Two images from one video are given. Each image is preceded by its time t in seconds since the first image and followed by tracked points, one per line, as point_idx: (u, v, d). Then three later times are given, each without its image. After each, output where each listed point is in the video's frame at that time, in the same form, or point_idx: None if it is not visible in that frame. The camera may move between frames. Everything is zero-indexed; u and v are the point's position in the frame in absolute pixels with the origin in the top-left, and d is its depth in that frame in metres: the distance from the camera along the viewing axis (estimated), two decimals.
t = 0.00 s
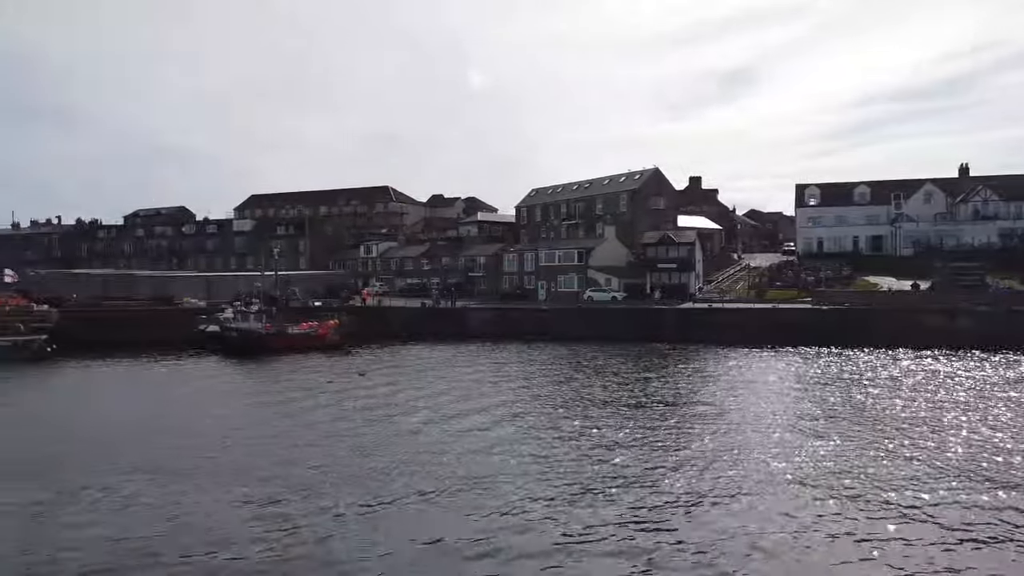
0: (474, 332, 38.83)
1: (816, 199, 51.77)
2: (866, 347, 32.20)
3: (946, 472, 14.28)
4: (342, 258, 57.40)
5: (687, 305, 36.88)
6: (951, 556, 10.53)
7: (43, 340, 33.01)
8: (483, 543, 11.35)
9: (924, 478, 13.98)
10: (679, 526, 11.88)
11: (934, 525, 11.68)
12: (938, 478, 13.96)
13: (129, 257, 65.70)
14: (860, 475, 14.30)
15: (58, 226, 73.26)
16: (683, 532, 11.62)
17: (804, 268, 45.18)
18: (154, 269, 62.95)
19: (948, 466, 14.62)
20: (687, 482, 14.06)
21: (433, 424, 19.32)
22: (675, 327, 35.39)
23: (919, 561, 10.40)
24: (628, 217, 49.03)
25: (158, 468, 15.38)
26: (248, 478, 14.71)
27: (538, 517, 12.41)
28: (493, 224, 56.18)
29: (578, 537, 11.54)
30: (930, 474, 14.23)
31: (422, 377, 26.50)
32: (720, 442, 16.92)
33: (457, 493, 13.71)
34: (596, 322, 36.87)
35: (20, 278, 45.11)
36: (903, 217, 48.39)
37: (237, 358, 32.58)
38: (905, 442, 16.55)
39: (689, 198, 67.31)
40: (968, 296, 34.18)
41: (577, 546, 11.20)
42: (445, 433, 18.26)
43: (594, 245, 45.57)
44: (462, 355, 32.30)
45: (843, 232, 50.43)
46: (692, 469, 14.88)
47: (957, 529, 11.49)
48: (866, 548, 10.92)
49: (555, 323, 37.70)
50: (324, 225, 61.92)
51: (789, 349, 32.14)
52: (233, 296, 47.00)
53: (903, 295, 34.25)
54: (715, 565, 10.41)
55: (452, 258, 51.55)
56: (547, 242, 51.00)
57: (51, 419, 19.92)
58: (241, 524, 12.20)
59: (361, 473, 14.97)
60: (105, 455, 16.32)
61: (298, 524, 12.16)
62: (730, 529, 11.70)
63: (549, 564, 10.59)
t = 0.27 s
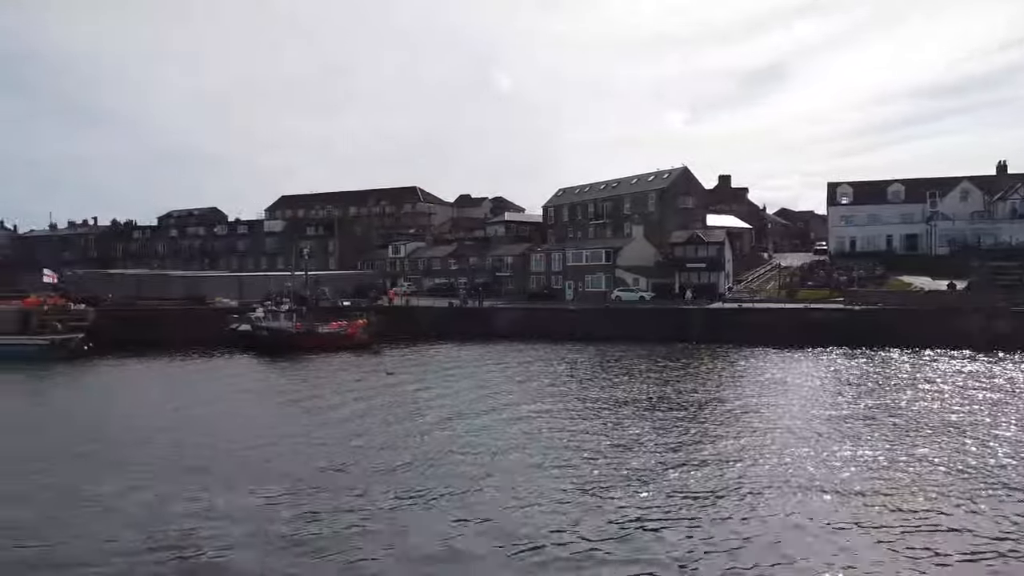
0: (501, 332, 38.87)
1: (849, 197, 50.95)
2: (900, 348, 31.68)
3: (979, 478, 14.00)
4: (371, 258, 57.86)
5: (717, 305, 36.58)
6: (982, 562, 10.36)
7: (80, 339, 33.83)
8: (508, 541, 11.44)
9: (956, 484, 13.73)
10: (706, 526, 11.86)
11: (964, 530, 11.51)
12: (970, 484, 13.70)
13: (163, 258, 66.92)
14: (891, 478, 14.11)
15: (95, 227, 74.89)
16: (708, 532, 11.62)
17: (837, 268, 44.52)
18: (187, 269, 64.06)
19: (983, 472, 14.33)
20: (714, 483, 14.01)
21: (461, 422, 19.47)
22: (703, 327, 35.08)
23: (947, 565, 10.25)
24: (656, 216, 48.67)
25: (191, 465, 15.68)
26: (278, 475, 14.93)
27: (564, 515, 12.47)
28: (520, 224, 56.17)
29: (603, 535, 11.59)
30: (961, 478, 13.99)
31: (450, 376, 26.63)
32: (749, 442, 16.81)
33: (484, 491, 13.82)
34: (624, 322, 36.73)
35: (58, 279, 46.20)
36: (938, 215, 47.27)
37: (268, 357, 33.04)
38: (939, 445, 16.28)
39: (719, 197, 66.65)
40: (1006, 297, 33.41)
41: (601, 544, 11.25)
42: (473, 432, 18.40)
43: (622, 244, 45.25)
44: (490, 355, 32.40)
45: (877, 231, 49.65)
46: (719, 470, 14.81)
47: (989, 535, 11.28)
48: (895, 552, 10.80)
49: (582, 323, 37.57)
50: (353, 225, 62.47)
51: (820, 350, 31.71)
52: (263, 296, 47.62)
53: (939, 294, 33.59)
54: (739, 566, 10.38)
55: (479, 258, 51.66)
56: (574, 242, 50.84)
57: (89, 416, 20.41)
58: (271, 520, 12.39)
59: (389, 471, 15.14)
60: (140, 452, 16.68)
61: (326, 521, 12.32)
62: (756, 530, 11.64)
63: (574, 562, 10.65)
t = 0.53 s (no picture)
0: (529, 329, 38.88)
1: (883, 191, 49.94)
2: (935, 346, 31.14)
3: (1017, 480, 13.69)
4: (399, 254, 58.27)
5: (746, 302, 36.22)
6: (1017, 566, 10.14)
7: (116, 334, 34.58)
8: (528, 538, 11.43)
9: (992, 485, 13.44)
10: (729, 525, 11.73)
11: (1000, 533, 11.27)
12: (1007, 485, 13.39)
13: (196, 254, 68.03)
14: (924, 479, 13.81)
15: (130, 224, 76.41)
16: (731, 532, 11.49)
17: (870, 264, 43.81)
18: (219, 265, 65.06)
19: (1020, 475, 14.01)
20: (740, 482, 13.85)
21: (487, 419, 19.50)
22: (733, 324, 34.75)
23: (981, 568, 10.07)
24: (685, 212, 48.21)
25: (220, 459, 15.91)
26: (305, 470, 15.06)
27: (586, 513, 12.43)
28: (548, 220, 56.05)
29: (624, 533, 11.54)
30: (997, 480, 13.68)
31: (478, 373, 26.72)
32: (777, 441, 16.58)
33: (506, 488, 13.82)
34: (652, 319, 36.54)
35: (95, 274, 47.23)
36: (975, 210, 46.34)
37: (297, 352, 33.41)
38: (975, 446, 15.90)
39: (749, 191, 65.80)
40: None
41: (622, 542, 11.20)
42: (498, 428, 18.41)
43: (650, 240, 45.13)
44: (517, 351, 32.48)
45: (911, 227, 48.73)
46: (745, 469, 14.63)
47: None
48: (924, 554, 10.58)
49: (609, 320, 37.44)
50: (381, 222, 62.89)
51: (852, 347, 31.28)
52: (293, 292, 48.22)
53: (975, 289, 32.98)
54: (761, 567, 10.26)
55: (506, 254, 51.73)
56: (602, 238, 50.66)
57: (123, 410, 20.82)
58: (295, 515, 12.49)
59: (414, 467, 15.21)
60: (171, 446, 16.97)
61: (349, 517, 12.40)
62: (781, 530, 11.48)
63: (594, 560, 10.60)
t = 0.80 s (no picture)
0: (557, 329, 38.83)
1: (919, 189, 49.09)
2: (972, 346, 30.52)
3: None
4: (427, 254, 58.58)
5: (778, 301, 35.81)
6: None
7: (152, 332, 35.24)
8: (552, 536, 11.49)
9: None
10: (759, 526, 11.67)
11: None
12: None
13: (228, 254, 69.05)
14: (961, 483, 13.55)
15: (164, 224, 77.79)
16: (760, 533, 11.41)
17: (905, 263, 43.02)
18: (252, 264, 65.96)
19: None
20: (770, 483, 13.72)
21: (514, 418, 19.56)
22: (764, 324, 34.36)
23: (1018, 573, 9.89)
24: (715, 211, 47.65)
25: (251, 457, 16.06)
26: (337, 467, 15.25)
27: (613, 512, 12.44)
28: (576, 219, 55.93)
29: (650, 532, 11.54)
30: None
31: (507, 372, 26.78)
32: (808, 442, 16.40)
33: (535, 487, 13.85)
34: (681, 319, 36.29)
35: (132, 273, 48.16)
36: (1015, 208, 45.26)
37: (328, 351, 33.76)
38: (1011, 450, 15.57)
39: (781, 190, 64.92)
40: None
41: (649, 541, 11.21)
42: (525, 427, 18.47)
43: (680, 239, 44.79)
44: (546, 350, 32.48)
45: (948, 225, 47.76)
46: (776, 470, 14.47)
47: None
48: (959, 558, 10.43)
49: (638, 319, 37.26)
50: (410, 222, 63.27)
51: (886, 347, 30.78)
52: (324, 291, 48.71)
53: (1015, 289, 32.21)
54: (790, 569, 10.17)
55: (534, 254, 51.71)
56: (631, 237, 50.40)
57: (160, 406, 21.25)
58: (323, 514, 12.50)
59: (443, 466, 15.28)
60: (204, 443, 17.20)
61: (377, 516, 12.40)
62: (810, 533, 11.34)
63: (620, 560, 10.58)
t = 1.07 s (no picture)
0: (590, 329, 38.65)
1: (962, 187, 47.85)
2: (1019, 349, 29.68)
3: None
4: (460, 254, 58.79)
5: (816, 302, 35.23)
6: None
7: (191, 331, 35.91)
8: (585, 537, 11.48)
9: None
10: (792, 531, 11.54)
11: None
12: None
13: (265, 254, 70.08)
14: (1009, 493, 13.17)
15: (203, 225, 79.24)
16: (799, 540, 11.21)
17: (948, 263, 41.98)
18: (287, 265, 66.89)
19: None
20: (809, 488, 13.48)
21: (547, 419, 19.55)
22: (802, 325, 33.82)
23: None
24: (751, 210, 46.98)
25: (284, 456, 16.18)
26: (372, 466, 15.39)
27: (649, 515, 12.33)
28: (609, 219, 55.65)
29: (686, 537, 11.39)
30: None
31: (540, 373, 26.74)
32: (848, 447, 16.08)
33: (569, 489, 13.77)
34: (716, 319, 35.90)
35: (172, 273, 49.16)
36: None
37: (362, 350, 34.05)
38: None
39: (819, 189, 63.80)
40: None
41: (684, 545, 11.07)
42: (558, 428, 18.46)
43: (715, 239, 44.28)
44: (579, 351, 32.37)
45: (993, 224, 46.50)
46: (815, 475, 14.21)
47: None
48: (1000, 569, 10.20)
49: (672, 319, 36.94)
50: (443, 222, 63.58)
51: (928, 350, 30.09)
52: (358, 291, 49.17)
53: None
54: None
55: (567, 254, 51.55)
56: (665, 238, 49.95)
57: (199, 404, 21.65)
58: (353, 515, 12.47)
59: (476, 468, 15.22)
60: (239, 442, 17.38)
61: (410, 517, 12.41)
62: (852, 541, 11.10)
63: (655, 565, 10.47)
